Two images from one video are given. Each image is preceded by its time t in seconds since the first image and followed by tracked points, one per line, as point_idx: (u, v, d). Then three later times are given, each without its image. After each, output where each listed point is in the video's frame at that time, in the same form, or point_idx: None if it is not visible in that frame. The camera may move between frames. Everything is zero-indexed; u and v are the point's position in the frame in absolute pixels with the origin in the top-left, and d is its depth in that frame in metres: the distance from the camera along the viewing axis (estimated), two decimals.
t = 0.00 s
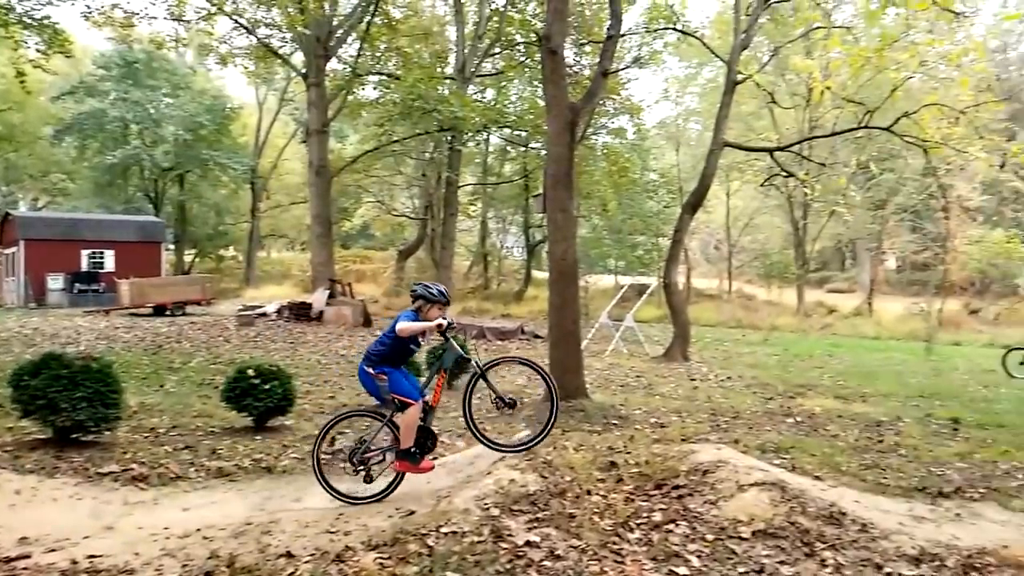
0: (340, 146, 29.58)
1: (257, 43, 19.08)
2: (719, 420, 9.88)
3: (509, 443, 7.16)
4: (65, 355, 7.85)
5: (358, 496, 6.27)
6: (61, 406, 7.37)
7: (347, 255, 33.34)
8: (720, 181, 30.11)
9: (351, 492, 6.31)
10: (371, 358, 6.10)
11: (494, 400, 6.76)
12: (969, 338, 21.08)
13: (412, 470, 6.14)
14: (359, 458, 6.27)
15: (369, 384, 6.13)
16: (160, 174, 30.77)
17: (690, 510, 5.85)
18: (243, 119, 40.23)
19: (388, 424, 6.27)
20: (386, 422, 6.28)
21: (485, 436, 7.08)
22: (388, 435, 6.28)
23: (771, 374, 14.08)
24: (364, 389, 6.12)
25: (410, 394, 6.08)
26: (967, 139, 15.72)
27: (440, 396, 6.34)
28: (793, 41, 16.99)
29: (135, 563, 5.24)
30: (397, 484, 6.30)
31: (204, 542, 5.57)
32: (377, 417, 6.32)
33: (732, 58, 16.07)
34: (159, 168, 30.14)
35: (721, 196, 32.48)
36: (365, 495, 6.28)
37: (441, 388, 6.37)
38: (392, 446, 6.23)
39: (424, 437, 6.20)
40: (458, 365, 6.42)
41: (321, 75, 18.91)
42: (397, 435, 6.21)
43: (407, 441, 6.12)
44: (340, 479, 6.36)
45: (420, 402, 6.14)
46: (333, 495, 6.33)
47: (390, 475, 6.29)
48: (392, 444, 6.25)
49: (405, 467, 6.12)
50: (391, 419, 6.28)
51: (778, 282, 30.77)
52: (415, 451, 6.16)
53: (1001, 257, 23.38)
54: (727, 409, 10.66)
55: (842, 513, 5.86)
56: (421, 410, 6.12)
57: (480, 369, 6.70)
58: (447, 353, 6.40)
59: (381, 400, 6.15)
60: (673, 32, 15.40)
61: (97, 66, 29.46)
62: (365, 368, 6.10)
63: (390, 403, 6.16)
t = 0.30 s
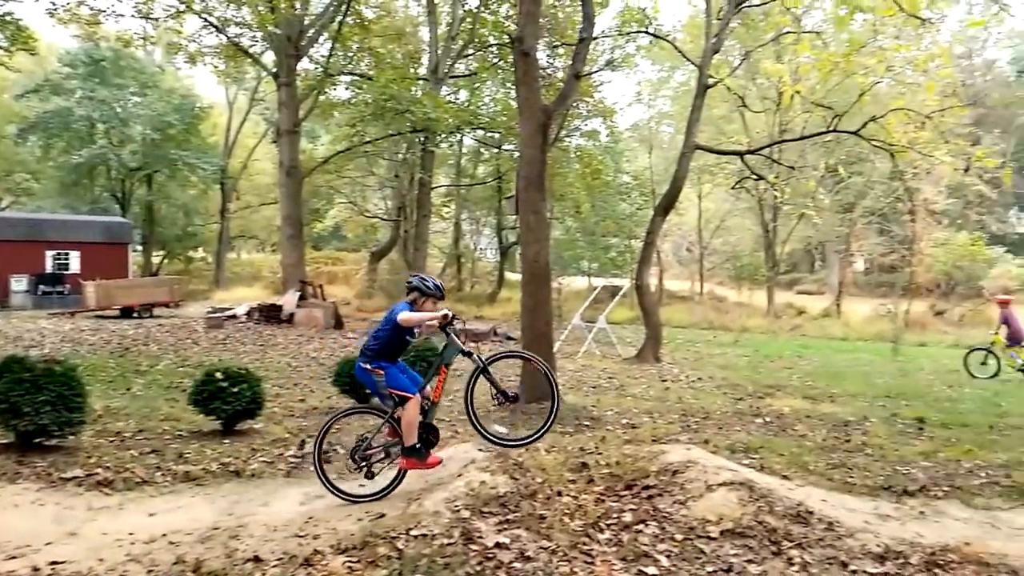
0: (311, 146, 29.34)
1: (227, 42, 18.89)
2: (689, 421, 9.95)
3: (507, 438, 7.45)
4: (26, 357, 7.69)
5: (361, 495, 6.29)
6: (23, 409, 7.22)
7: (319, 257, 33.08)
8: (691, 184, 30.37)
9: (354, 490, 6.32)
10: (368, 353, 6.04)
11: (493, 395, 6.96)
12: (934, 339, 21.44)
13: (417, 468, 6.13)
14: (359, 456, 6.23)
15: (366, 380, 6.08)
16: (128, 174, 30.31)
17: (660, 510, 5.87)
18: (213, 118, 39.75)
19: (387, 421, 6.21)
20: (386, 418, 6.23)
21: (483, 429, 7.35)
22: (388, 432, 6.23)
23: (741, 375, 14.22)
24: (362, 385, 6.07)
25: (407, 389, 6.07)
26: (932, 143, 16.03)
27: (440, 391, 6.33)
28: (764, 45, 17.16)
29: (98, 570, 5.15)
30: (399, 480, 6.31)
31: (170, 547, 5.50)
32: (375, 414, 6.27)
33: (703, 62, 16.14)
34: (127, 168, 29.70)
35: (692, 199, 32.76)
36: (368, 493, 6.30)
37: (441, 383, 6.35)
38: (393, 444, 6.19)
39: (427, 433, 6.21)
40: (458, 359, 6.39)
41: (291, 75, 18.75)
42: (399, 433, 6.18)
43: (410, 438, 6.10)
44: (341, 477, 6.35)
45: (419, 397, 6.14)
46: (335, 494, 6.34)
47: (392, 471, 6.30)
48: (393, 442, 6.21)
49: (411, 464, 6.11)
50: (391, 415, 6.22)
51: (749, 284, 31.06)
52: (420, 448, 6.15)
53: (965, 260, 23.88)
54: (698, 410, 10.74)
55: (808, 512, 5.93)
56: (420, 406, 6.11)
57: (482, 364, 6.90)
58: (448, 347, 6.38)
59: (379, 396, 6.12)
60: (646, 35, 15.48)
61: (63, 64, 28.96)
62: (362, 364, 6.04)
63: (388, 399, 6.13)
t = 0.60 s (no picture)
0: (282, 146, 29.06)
1: (195, 39, 18.64)
2: (659, 422, 10.02)
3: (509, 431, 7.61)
4: None
5: (361, 491, 6.28)
6: None
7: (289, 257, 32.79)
8: (663, 186, 30.58)
9: (354, 487, 6.35)
10: (365, 350, 6.29)
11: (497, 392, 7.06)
12: (899, 341, 21.80)
13: (420, 465, 6.29)
14: (358, 452, 6.21)
15: (365, 378, 6.30)
16: (93, 173, 29.80)
17: (629, 511, 5.90)
18: (182, 117, 39.19)
19: (387, 416, 6.29)
20: (386, 413, 6.28)
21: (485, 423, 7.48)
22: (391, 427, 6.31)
23: (710, 376, 14.35)
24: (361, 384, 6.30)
25: (403, 387, 6.25)
26: (899, 148, 16.30)
27: (440, 388, 6.47)
28: (734, 50, 17.31)
29: None
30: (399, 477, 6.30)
31: (134, 552, 5.41)
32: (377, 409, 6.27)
33: (675, 65, 16.19)
34: (93, 167, 29.19)
35: (664, 202, 33.00)
36: (368, 490, 6.31)
37: (442, 379, 6.48)
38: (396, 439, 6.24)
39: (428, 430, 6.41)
40: (458, 356, 6.54)
41: (261, 73, 18.56)
42: (400, 430, 6.28)
43: (411, 436, 6.27)
44: (340, 473, 6.37)
45: (415, 395, 6.32)
46: (333, 491, 6.33)
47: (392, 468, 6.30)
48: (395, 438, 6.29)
49: (415, 461, 6.29)
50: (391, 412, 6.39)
51: (719, 286, 31.35)
52: (423, 446, 6.34)
53: (930, 263, 24.33)
54: (667, 411, 10.81)
55: (774, 512, 5.99)
56: (416, 403, 6.30)
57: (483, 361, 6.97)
58: (449, 344, 6.54)
59: (378, 394, 6.31)
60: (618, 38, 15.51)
61: (26, 60, 28.14)
62: (360, 363, 6.29)
63: (386, 398, 6.30)
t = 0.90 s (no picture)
0: (257, 145, 28.81)
1: (169, 36, 18.46)
2: (634, 423, 10.06)
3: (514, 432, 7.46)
4: None
5: (361, 482, 6.43)
6: None
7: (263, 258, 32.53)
8: (640, 189, 30.74)
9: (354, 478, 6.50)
10: (368, 348, 6.28)
11: (499, 390, 7.10)
12: (871, 343, 22.10)
13: (425, 467, 6.23)
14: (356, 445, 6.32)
15: (368, 377, 6.32)
16: (64, 170, 29.34)
17: (603, 512, 5.92)
18: (155, 114, 38.70)
19: (387, 408, 6.35)
20: (386, 406, 6.36)
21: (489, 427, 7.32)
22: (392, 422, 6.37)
23: (685, 378, 14.44)
24: (364, 382, 6.31)
25: (406, 386, 6.26)
26: (871, 153, 16.54)
27: (443, 385, 6.52)
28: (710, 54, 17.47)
29: None
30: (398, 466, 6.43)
31: (101, 555, 5.33)
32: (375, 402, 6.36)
33: (651, 68, 16.26)
34: (63, 164, 28.73)
35: (641, 204, 33.19)
36: (366, 480, 6.44)
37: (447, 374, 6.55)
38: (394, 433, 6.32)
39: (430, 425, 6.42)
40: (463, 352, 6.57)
41: (236, 72, 18.39)
42: (401, 426, 6.32)
43: (414, 436, 6.25)
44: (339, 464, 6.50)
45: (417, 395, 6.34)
46: (333, 482, 6.49)
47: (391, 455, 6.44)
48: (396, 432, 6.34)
49: (421, 461, 6.23)
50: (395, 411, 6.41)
51: (695, 288, 31.59)
52: (426, 446, 6.30)
53: (901, 266, 24.68)
54: (642, 412, 10.86)
55: (746, 513, 6.05)
56: (418, 403, 6.31)
57: (488, 361, 7.02)
58: (454, 341, 6.57)
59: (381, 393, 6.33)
60: (595, 41, 15.59)
61: None
62: (364, 361, 6.27)
63: (388, 396, 6.33)
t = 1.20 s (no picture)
0: (232, 144, 28.54)
1: (142, 34, 18.25)
2: (610, 424, 10.11)
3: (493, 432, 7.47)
4: None
5: (355, 476, 6.49)
6: None
7: (238, 258, 32.24)
8: (617, 191, 30.90)
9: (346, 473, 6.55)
10: (372, 345, 6.31)
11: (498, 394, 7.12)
12: (844, 345, 22.38)
13: (425, 465, 6.36)
14: (352, 436, 6.44)
15: (373, 373, 6.35)
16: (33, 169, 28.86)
17: (577, 513, 5.94)
18: (128, 113, 38.18)
19: (388, 404, 6.48)
20: (385, 402, 6.49)
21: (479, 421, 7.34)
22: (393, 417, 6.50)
23: (660, 380, 14.53)
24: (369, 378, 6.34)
25: (411, 383, 6.36)
26: (844, 157, 16.78)
27: (441, 385, 6.70)
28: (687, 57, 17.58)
29: None
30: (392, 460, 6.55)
31: (69, 559, 5.25)
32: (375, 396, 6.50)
33: (628, 71, 16.34)
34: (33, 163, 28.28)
35: (618, 206, 33.36)
36: (358, 474, 6.52)
37: (445, 374, 6.74)
38: (392, 427, 6.46)
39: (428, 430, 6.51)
40: (463, 353, 6.75)
41: (211, 70, 18.21)
42: (404, 421, 6.45)
43: (417, 433, 6.36)
44: (331, 458, 6.55)
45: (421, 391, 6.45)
46: (326, 475, 6.55)
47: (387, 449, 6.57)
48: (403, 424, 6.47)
49: (423, 458, 6.37)
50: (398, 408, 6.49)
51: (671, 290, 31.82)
52: (427, 444, 6.43)
53: (874, 269, 24.99)
54: (617, 414, 10.90)
55: (719, 513, 6.09)
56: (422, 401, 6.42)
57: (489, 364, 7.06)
58: (454, 344, 6.72)
59: (385, 388, 6.38)
60: (573, 44, 15.64)
61: None
62: (369, 357, 6.31)
63: (392, 392, 6.41)
